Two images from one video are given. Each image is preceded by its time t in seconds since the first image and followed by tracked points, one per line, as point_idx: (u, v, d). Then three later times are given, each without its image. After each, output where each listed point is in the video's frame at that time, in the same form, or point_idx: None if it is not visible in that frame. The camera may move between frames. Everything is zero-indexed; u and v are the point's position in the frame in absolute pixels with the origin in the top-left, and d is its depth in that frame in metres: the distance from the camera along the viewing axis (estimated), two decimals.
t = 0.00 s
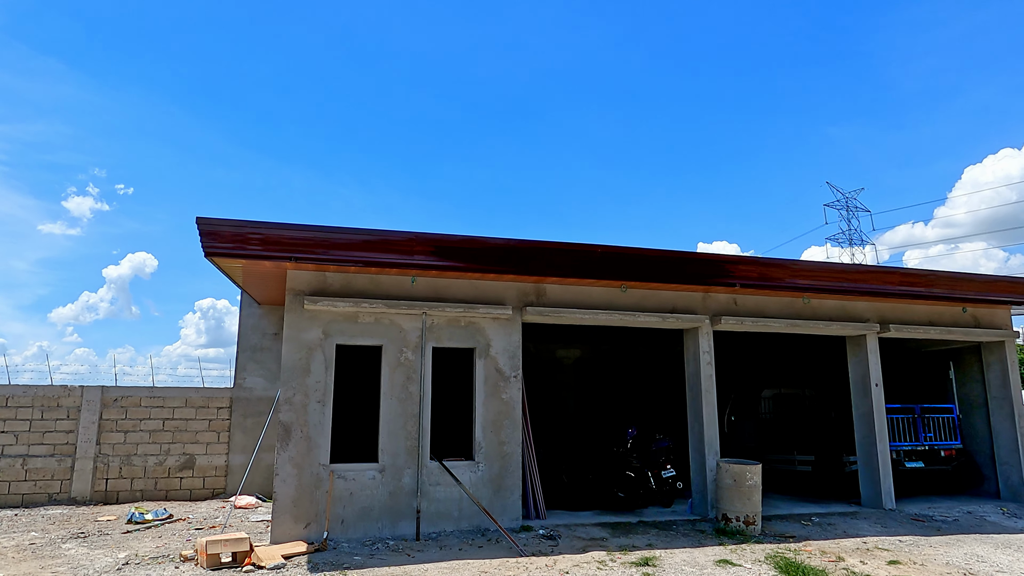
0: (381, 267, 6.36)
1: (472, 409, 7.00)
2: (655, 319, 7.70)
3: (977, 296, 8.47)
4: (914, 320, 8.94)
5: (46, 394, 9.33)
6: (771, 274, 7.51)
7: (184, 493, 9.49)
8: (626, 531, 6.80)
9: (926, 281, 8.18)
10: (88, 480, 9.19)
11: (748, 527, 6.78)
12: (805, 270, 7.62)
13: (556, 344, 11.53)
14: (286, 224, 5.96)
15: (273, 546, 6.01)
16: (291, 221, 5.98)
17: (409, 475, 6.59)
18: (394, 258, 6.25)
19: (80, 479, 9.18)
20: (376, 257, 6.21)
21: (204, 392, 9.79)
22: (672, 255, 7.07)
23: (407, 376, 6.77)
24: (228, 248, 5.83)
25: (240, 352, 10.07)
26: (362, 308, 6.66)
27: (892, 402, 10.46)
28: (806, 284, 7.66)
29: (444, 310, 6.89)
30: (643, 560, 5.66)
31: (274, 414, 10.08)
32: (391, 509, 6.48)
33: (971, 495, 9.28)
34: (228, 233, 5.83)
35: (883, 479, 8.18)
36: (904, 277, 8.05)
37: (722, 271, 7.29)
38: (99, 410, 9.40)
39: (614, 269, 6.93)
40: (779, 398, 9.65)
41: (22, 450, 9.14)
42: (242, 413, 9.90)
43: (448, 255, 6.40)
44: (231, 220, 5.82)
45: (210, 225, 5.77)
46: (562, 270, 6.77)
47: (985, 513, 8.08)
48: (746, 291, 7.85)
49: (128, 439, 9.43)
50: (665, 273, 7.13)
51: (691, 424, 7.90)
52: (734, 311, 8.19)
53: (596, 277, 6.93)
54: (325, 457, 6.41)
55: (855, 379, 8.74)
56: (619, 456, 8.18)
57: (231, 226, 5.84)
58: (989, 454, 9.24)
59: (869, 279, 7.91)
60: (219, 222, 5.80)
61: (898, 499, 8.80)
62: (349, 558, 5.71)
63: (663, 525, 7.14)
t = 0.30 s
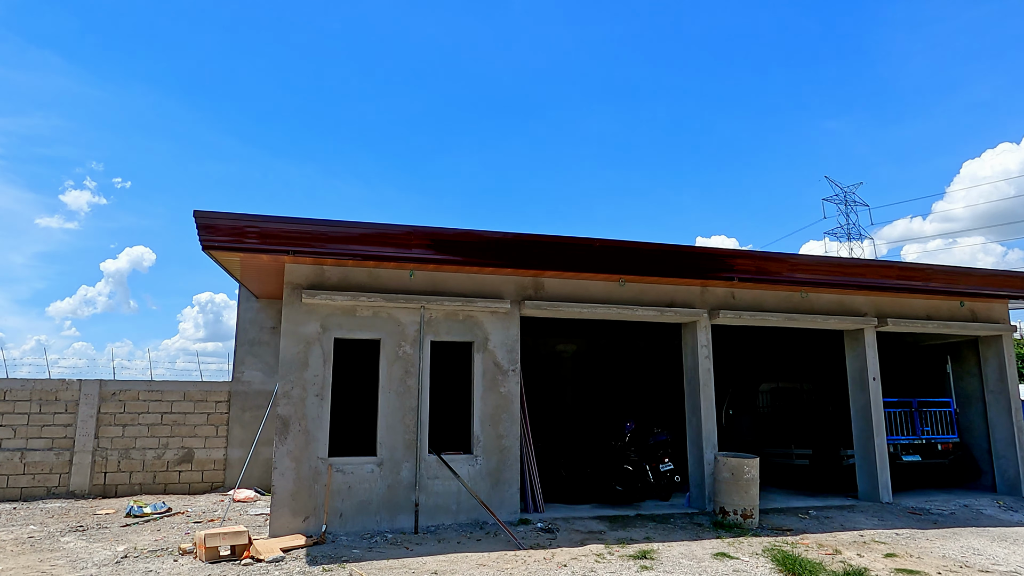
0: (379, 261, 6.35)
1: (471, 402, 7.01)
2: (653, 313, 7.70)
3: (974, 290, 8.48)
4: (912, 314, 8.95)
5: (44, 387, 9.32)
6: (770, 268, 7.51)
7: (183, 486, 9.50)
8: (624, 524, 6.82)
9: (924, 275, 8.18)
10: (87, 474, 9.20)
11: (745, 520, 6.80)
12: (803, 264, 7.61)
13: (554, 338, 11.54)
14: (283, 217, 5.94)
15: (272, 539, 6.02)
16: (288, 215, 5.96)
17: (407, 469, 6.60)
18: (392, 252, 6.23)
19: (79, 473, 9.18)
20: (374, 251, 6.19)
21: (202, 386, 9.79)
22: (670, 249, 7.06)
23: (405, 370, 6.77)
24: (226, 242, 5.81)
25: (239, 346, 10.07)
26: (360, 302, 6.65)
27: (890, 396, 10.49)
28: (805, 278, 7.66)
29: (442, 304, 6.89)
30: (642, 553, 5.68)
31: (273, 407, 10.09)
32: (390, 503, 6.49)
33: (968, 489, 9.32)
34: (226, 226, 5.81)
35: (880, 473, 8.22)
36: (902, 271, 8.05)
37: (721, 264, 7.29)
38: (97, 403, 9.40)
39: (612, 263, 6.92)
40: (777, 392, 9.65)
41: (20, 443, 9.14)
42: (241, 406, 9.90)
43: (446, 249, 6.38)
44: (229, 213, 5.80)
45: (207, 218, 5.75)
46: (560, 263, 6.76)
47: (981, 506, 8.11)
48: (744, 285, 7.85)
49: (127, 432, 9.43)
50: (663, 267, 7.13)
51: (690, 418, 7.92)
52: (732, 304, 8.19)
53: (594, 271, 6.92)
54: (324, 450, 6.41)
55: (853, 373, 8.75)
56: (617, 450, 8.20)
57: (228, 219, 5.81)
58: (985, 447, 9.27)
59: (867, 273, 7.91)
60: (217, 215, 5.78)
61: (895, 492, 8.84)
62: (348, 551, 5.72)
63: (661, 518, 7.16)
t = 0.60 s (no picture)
0: (380, 254, 6.34)
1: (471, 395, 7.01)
2: (653, 306, 7.69)
3: (975, 283, 8.47)
4: (913, 307, 8.94)
5: (44, 380, 9.33)
6: (770, 262, 7.49)
7: (183, 479, 9.53)
8: (624, 517, 6.84)
9: (925, 268, 8.17)
10: (88, 467, 9.22)
11: (745, 513, 6.82)
12: (804, 258, 7.60)
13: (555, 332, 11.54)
14: (283, 210, 5.92)
15: (273, 531, 6.04)
16: (288, 208, 5.95)
17: (407, 462, 6.61)
18: (393, 245, 6.22)
19: (80, 466, 9.20)
20: (375, 244, 6.18)
21: (203, 379, 9.79)
22: (671, 242, 7.05)
23: (406, 363, 6.77)
24: (226, 235, 5.80)
25: (239, 339, 10.07)
26: (361, 295, 6.64)
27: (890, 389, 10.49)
28: (805, 271, 7.65)
29: (443, 297, 6.88)
30: (642, 546, 5.70)
31: (273, 401, 10.10)
32: (390, 495, 6.51)
33: (967, 482, 9.34)
34: (225, 219, 5.79)
35: (880, 465, 8.24)
36: (903, 264, 8.04)
37: (721, 258, 7.28)
38: (98, 396, 9.41)
39: (613, 256, 6.91)
40: (777, 385, 9.65)
41: (21, 436, 9.15)
42: (241, 399, 9.91)
43: (446, 242, 6.37)
44: (229, 206, 5.79)
45: (207, 211, 5.73)
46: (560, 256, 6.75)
47: (981, 499, 8.13)
48: (745, 278, 7.84)
49: (128, 425, 9.44)
50: (664, 260, 7.11)
51: (690, 411, 7.92)
52: (733, 298, 8.19)
53: (595, 264, 6.90)
54: (325, 443, 6.42)
55: (853, 366, 8.75)
56: (617, 443, 8.21)
57: (228, 212, 5.80)
58: (985, 440, 9.28)
59: (868, 266, 7.90)
60: (216, 208, 5.76)
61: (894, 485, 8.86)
62: (349, 543, 5.74)
63: (661, 511, 7.18)
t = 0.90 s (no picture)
0: (380, 249, 6.33)
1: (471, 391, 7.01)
2: (653, 301, 7.69)
3: (975, 279, 8.47)
4: (913, 303, 8.94)
5: (45, 376, 9.33)
6: (771, 257, 7.49)
7: (184, 474, 9.54)
8: (623, 512, 6.86)
9: (925, 264, 8.16)
10: (88, 462, 9.23)
11: (744, 508, 6.84)
12: (804, 253, 7.60)
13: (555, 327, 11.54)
14: (283, 206, 5.91)
15: (273, 526, 6.05)
16: (288, 203, 5.94)
17: (407, 457, 6.62)
18: (393, 240, 6.21)
19: (81, 461, 9.21)
20: (375, 239, 6.17)
21: (203, 374, 9.80)
22: (671, 238, 7.05)
23: (406, 358, 6.77)
24: (226, 230, 5.79)
25: (239, 334, 10.08)
26: (361, 291, 6.64)
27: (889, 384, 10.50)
28: (806, 266, 7.64)
29: (442, 292, 6.88)
30: (641, 541, 5.71)
31: (273, 396, 10.11)
32: (390, 490, 6.52)
33: (967, 477, 9.35)
34: (225, 214, 5.78)
35: (879, 461, 8.24)
36: (903, 260, 8.04)
37: (722, 253, 7.27)
38: (98, 392, 9.41)
39: (613, 251, 6.90)
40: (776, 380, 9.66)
41: (22, 432, 9.17)
42: (241, 395, 9.91)
43: (446, 238, 6.36)
44: (228, 201, 5.78)
45: (207, 206, 5.72)
46: (560, 252, 6.74)
47: (979, 494, 8.15)
48: (745, 273, 7.84)
49: (128, 421, 9.45)
50: (665, 256, 7.11)
51: (690, 407, 7.93)
52: (733, 293, 8.18)
53: (595, 260, 6.90)
54: (325, 438, 6.43)
55: (853, 361, 8.76)
56: (617, 438, 8.22)
57: (228, 207, 5.79)
58: (984, 436, 9.29)
59: (868, 262, 7.89)
60: (216, 203, 5.75)
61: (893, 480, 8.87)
62: (349, 538, 5.75)
63: (661, 506, 7.20)
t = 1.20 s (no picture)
0: (379, 246, 6.32)
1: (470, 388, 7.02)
2: (652, 299, 7.69)
3: (974, 276, 8.48)
4: (911, 300, 8.95)
5: (43, 372, 9.32)
6: (770, 255, 7.49)
7: (182, 471, 9.54)
8: (622, 509, 6.87)
9: (924, 261, 8.17)
10: (87, 459, 9.23)
11: (743, 505, 6.85)
12: (803, 251, 7.60)
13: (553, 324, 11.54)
14: (282, 203, 5.90)
15: (272, 523, 6.05)
16: (287, 200, 5.92)
17: (406, 454, 6.62)
18: (391, 237, 6.20)
19: (79, 458, 9.21)
20: (374, 237, 6.16)
21: (201, 371, 9.79)
22: (670, 235, 7.05)
23: (405, 356, 6.77)
24: (224, 227, 5.77)
25: (238, 331, 10.07)
26: (359, 288, 6.63)
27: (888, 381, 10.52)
28: (805, 264, 7.65)
29: (441, 290, 6.87)
30: (640, 538, 5.72)
31: (272, 393, 10.11)
32: (389, 487, 6.52)
33: (965, 474, 9.37)
34: (224, 212, 5.77)
35: (877, 458, 8.26)
36: (902, 257, 8.04)
37: (721, 251, 7.27)
38: (97, 389, 9.40)
39: (612, 248, 6.90)
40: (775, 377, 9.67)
41: (20, 429, 9.15)
42: (240, 392, 9.91)
43: (445, 235, 6.35)
44: (227, 198, 5.76)
45: (205, 204, 5.71)
46: (559, 249, 6.74)
47: (977, 491, 8.17)
48: (744, 271, 7.84)
49: (126, 418, 9.44)
50: (664, 253, 7.11)
51: (688, 404, 7.94)
52: (732, 291, 8.19)
53: (594, 257, 6.89)
54: (324, 435, 6.43)
55: (851, 359, 8.76)
56: (616, 435, 8.22)
57: (227, 205, 5.77)
58: (982, 433, 9.31)
59: (867, 259, 7.90)
60: (215, 200, 5.74)
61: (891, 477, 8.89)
62: (347, 535, 5.76)
63: (659, 503, 7.21)
